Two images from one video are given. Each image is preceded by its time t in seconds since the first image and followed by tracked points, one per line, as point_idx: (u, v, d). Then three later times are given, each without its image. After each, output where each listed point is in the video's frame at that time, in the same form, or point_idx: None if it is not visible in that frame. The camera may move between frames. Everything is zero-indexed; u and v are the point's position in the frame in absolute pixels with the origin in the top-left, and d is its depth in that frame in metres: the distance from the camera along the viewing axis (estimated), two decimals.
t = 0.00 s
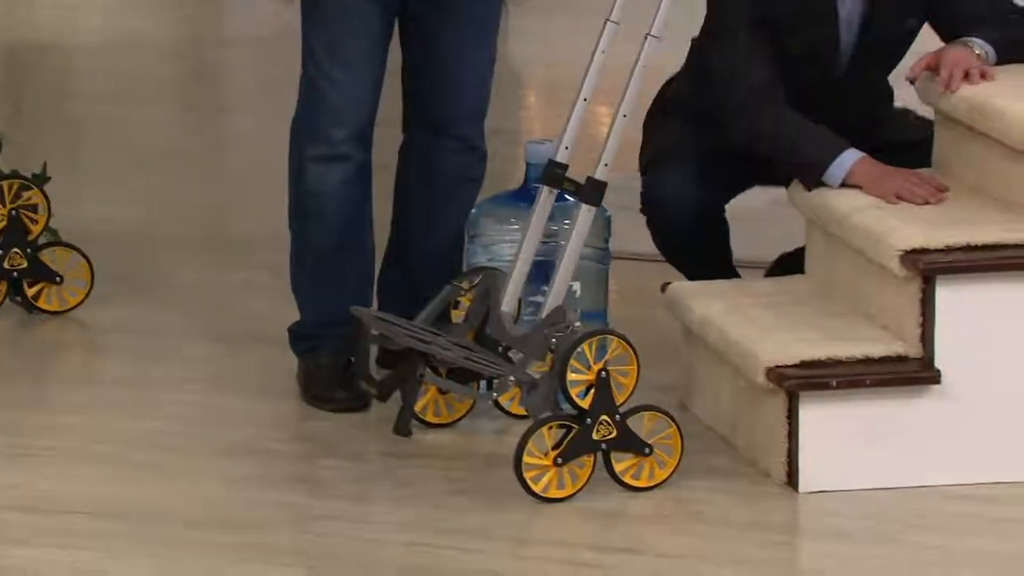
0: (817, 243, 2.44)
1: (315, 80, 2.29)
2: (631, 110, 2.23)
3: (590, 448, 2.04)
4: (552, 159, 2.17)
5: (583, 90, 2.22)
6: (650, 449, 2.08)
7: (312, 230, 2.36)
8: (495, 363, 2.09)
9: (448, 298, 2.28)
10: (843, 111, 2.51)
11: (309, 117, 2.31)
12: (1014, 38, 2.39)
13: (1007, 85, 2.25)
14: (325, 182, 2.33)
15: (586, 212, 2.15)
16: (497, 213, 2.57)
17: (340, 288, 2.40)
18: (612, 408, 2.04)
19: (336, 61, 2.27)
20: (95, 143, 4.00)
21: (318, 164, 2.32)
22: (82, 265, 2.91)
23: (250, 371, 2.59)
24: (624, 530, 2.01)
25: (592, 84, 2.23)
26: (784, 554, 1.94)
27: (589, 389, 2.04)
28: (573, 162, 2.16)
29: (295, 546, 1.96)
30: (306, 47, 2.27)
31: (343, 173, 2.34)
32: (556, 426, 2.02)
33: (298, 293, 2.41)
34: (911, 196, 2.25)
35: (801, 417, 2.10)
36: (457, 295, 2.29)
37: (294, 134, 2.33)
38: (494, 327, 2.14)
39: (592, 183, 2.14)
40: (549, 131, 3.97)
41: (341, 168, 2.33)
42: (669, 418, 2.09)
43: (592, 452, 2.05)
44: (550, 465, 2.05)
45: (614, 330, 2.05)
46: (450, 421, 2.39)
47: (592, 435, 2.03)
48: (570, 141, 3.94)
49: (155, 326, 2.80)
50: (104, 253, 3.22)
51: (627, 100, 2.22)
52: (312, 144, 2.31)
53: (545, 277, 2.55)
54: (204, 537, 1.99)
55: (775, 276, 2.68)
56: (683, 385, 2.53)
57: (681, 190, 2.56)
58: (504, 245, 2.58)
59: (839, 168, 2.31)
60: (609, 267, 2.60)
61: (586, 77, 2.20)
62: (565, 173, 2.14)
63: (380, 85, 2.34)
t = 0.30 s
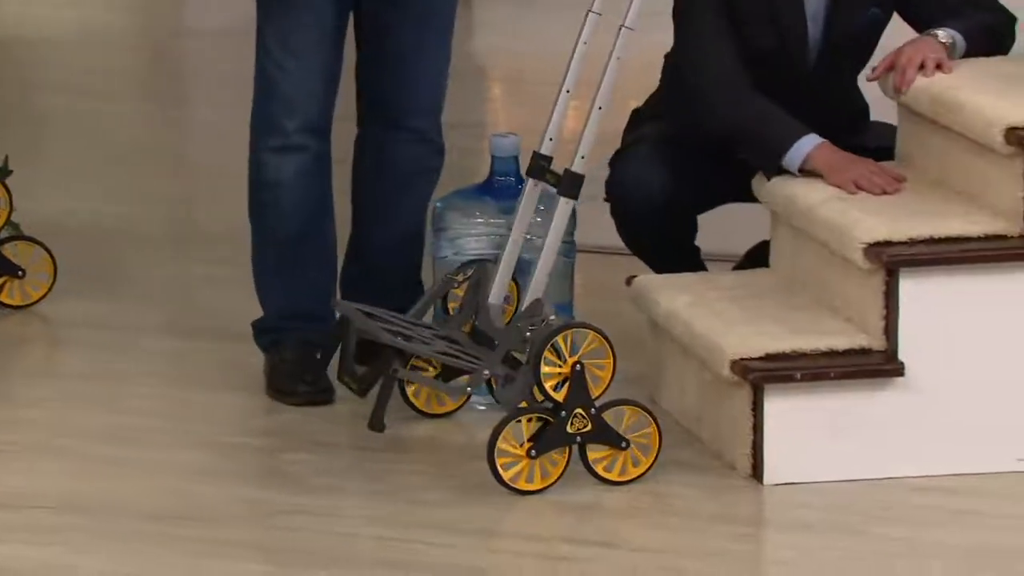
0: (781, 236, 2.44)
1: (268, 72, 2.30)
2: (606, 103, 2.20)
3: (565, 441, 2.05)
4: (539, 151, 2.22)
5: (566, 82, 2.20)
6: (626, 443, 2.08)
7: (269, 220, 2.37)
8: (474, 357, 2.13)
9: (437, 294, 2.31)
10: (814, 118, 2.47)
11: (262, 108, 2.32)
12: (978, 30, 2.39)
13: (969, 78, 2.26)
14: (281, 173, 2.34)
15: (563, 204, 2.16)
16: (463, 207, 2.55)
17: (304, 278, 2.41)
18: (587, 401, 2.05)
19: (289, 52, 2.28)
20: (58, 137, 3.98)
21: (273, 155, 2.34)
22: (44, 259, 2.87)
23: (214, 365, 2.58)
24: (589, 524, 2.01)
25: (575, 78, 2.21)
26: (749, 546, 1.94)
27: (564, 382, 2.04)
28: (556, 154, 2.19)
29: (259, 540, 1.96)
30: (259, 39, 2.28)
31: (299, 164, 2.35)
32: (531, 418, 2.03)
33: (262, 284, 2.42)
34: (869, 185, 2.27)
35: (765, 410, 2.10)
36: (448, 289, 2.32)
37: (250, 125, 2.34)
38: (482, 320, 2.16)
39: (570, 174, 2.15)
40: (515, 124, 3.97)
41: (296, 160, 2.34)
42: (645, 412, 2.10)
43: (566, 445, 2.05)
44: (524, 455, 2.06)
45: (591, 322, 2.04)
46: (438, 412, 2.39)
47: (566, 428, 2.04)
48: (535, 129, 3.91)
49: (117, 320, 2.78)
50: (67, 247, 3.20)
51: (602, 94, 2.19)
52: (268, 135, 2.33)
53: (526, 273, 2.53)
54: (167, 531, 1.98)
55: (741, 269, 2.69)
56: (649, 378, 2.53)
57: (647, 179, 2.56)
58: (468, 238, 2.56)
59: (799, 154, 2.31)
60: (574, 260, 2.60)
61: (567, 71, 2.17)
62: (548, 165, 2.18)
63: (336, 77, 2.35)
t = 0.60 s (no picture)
0: (751, 229, 2.44)
1: (232, 68, 2.29)
2: (604, 94, 2.15)
3: (579, 431, 2.07)
4: (540, 143, 2.19)
5: (563, 72, 2.16)
6: (638, 434, 2.10)
7: (234, 216, 2.37)
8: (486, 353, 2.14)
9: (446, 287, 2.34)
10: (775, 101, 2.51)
11: (227, 103, 2.31)
12: (944, 24, 2.40)
13: (937, 72, 2.27)
14: (248, 169, 2.34)
15: (566, 195, 2.15)
16: (433, 201, 2.53)
17: (268, 274, 2.41)
18: (600, 392, 2.08)
19: (254, 48, 2.27)
20: (27, 132, 3.96)
21: (238, 151, 2.33)
22: (10, 254, 2.84)
23: (182, 360, 2.57)
24: (561, 518, 2.01)
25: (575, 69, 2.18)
26: (719, 541, 1.95)
27: (578, 372, 2.07)
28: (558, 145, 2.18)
29: (227, 536, 1.95)
30: (223, 35, 2.27)
31: (266, 159, 2.34)
32: (545, 409, 2.06)
33: (226, 279, 2.41)
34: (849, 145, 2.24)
35: (734, 404, 2.11)
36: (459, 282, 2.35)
37: (215, 121, 2.34)
38: (493, 315, 2.18)
39: (572, 166, 2.14)
40: (485, 118, 3.96)
41: (264, 155, 2.34)
42: (665, 408, 2.13)
43: (579, 435, 2.08)
44: (537, 446, 2.08)
45: (602, 313, 2.08)
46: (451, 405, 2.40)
47: (580, 418, 2.07)
48: (503, 123, 3.91)
49: (83, 315, 2.77)
50: (35, 242, 3.18)
51: (598, 84, 2.13)
52: (234, 132, 2.32)
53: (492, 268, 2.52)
54: (135, 527, 1.97)
55: (712, 262, 2.69)
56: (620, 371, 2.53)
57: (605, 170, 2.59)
58: (437, 232, 2.55)
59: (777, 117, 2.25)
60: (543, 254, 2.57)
61: (561, 59, 2.15)
62: (549, 156, 2.17)
63: (302, 73, 2.34)
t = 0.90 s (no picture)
0: (722, 223, 2.45)
1: (199, 62, 2.28)
2: (583, 86, 2.14)
3: (580, 423, 2.08)
4: (527, 138, 2.20)
5: (543, 65, 2.16)
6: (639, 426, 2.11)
7: (202, 212, 2.36)
8: (485, 352, 2.14)
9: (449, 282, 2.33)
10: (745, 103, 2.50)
11: (194, 98, 2.31)
12: (912, 20, 2.41)
13: (905, 67, 2.27)
14: (216, 164, 2.33)
15: (551, 189, 2.14)
16: (402, 197, 2.53)
17: (237, 270, 2.40)
18: (601, 384, 2.08)
19: (220, 43, 2.26)
20: None
21: (206, 146, 2.32)
22: None
23: (152, 355, 2.56)
24: (534, 513, 2.01)
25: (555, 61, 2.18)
26: (690, 535, 1.95)
27: (579, 364, 2.07)
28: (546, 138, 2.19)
29: (198, 533, 1.95)
30: (189, 30, 2.26)
31: (234, 154, 2.33)
32: (546, 402, 2.06)
33: (195, 276, 2.40)
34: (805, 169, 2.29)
35: (704, 398, 2.11)
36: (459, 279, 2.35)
37: (183, 117, 2.33)
38: (492, 311, 2.21)
39: (556, 160, 2.13)
40: (454, 113, 3.96)
41: (233, 151, 2.33)
42: (667, 405, 2.14)
43: (581, 427, 2.09)
44: (537, 438, 2.09)
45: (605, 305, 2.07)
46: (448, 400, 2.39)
47: (581, 410, 2.07)
48: (472, 118, 3.91)
49: (52, 310, 2.75)
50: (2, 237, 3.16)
51: (578, 76, 2.13)
52: (201, 127, 2.31)
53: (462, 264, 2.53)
54: (104, 525, 1.96)
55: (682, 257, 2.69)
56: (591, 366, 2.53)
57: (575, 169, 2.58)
58: (408, 228, 2.55)
59: (740, 145, 2.32)
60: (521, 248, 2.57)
61: (543, 50, 2.16)
62: (536, 149, 2.18)
63: (269, 68, 2.33)
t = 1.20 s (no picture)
0: (691, 218, 2.45)
1: (165, 57, 2.27)
2: (556, 80, 2.14)
3: (555, 417, 2.08)
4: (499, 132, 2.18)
5: (516, 59, 2.17)
6: (614, 420, 2.12)
7: (170, 207, 2.35)
8: (459, 346, 2.15)
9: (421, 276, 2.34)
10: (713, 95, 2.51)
11: (161, 94, 2.30)
12: (880, 14, 2.41)
13: (873, 62, 2.28)
14: (185, 159, 2.32)
15: (527, 182, 2.13)
16: (372, 191, 2.53)
17: (208, 266, 2.39)
18: (576, 378, 2.08)
19: (186, 37, 2.26)
20: None
21: (174, 141, 2.31)
22: None
23: (121, 351, 2.55)
24: (505, 508, 2.01)
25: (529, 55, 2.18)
26: (660, 529, 1.95)
27: (554, 358, 2.07)
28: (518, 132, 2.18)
29: (166, 530, 1.94)
30: (155, 23, 2.25)
31: (203, 149, 2.32)
32: (521, 396, 2.07)
33: (164, 272, 2.39)
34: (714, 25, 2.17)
35: (674, 392, 2.11)
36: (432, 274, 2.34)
37: (150, 112, 2.32)
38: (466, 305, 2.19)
39: (530, 154, 2.12)
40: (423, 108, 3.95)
41: (202, 145, 2.32)
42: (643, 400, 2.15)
43: (556, 421, 2.09)
44: (513, 433, 2.09)
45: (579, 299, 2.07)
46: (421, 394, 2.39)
47: (556, 404, 2.08)
48: (440, 112, 3.90)
49: (20, 306, 2.74)
50: None
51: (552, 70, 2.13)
52: (168, 122, 2.30)
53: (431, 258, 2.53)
54: (72, 522, 1.96)
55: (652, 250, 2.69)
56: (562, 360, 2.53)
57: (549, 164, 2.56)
58: (377, 223, 2.54)
59: (666, 44, 2.29)
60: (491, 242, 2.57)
61: (516, 44, 2.16)
62: (509, 144, 2.16)
63: (237, 62, 2.33)
